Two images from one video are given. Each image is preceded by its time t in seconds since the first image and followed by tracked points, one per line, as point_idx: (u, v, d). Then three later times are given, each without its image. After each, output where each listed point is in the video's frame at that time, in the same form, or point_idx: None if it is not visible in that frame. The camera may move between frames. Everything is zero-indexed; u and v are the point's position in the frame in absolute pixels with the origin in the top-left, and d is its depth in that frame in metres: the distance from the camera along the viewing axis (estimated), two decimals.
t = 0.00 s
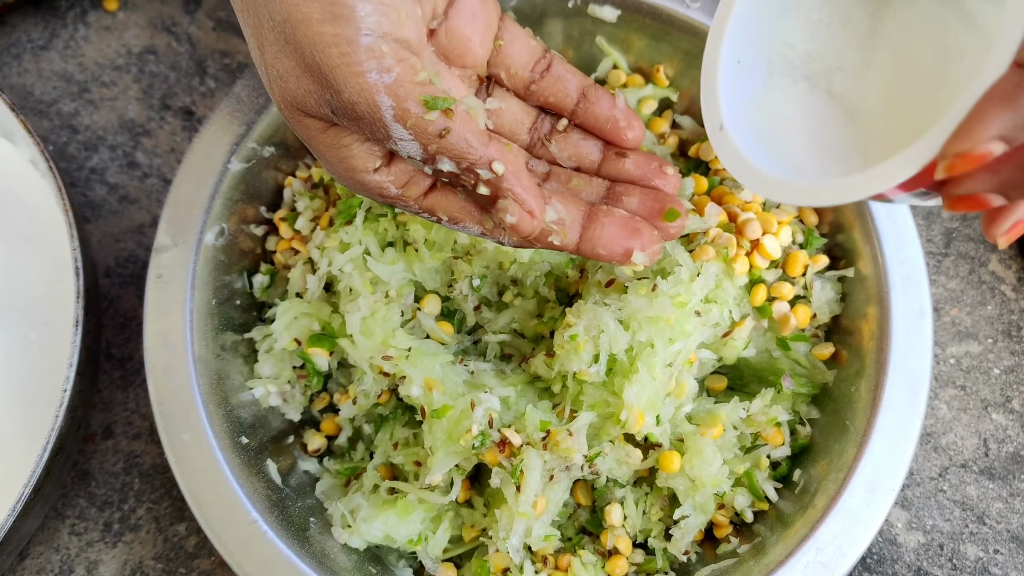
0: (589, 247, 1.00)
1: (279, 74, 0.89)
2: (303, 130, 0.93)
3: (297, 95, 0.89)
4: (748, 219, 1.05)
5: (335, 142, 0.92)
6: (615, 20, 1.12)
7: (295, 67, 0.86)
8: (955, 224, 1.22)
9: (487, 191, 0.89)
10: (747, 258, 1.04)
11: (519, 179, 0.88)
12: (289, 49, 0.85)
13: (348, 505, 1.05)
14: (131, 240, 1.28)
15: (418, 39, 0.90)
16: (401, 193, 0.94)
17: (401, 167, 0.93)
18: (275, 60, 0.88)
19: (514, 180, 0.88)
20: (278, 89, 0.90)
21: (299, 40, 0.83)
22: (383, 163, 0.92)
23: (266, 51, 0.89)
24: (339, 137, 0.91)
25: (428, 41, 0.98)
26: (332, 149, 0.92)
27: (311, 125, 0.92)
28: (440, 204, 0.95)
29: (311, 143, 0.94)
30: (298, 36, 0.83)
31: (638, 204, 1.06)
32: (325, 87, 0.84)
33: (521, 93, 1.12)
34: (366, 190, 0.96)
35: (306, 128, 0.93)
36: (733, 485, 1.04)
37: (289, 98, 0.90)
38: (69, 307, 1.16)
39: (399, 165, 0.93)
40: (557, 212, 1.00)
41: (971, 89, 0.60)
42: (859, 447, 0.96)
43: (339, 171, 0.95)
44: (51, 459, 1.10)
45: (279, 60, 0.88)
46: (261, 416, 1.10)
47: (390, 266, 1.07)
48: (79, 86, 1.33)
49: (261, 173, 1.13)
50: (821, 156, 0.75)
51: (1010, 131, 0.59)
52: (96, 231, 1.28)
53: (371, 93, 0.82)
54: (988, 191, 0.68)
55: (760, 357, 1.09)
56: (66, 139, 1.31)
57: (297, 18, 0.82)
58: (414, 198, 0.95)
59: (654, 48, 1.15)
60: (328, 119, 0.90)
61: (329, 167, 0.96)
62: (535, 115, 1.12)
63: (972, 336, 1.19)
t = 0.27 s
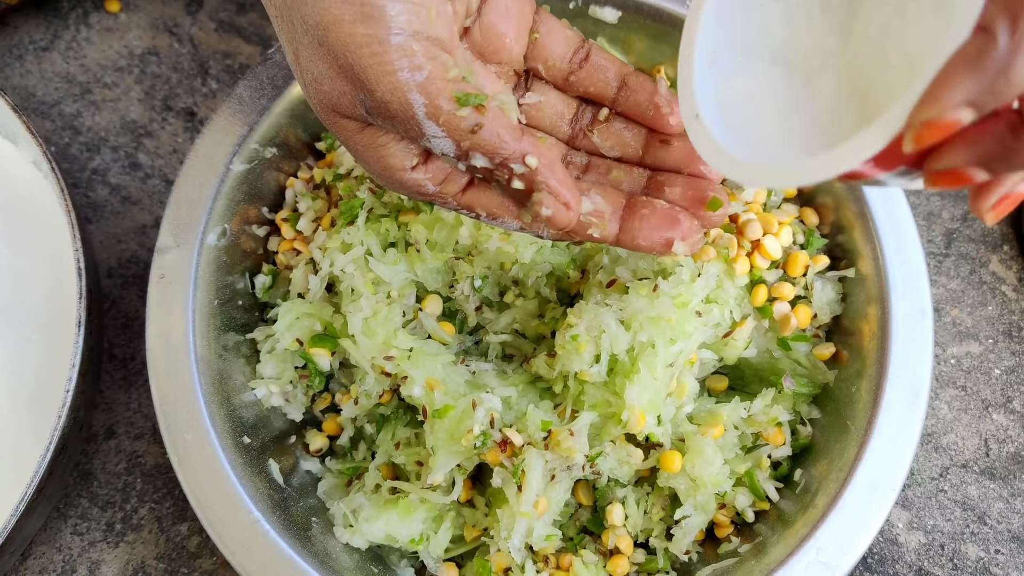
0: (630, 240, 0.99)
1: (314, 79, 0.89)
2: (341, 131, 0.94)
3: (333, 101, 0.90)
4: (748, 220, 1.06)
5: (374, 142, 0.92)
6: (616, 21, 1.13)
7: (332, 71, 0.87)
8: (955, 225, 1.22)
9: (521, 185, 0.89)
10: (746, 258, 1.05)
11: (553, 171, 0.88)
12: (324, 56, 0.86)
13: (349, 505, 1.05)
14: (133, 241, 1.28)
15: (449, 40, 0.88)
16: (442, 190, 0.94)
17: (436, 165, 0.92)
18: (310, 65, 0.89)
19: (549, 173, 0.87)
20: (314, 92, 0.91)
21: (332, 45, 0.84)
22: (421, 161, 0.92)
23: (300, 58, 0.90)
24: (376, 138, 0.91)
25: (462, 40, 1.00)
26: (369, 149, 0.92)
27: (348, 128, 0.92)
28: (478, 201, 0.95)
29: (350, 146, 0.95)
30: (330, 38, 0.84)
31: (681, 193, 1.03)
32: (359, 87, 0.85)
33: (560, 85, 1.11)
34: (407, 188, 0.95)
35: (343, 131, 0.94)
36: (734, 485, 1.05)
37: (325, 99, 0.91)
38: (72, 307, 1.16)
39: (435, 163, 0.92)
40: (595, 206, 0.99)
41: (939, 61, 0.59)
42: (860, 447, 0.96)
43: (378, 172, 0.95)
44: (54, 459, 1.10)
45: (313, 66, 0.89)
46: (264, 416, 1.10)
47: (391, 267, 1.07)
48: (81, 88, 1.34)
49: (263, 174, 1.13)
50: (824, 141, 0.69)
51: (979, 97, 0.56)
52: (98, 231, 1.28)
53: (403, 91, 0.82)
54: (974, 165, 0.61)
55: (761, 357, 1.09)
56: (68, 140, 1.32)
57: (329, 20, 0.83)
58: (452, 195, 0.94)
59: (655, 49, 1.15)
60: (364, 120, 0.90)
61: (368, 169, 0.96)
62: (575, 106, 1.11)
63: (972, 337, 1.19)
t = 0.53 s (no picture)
0: (627, 261, 0.98)
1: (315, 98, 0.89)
2: (340, 149, 0.93)
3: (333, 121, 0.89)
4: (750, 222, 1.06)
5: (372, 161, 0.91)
6: (617, 23, 1.13)
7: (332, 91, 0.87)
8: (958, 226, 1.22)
9: (518, 208, 0.89)
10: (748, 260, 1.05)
11: (550, 192, 0.88)
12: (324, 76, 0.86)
13: (351, 507, 1.05)
14: (134, 243, 1.28)
15: (451, 58, 0.88)
16: (438, 212, 0.93)
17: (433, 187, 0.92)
18: (310, 85, 0.89)
19: (546, 196, 0.88)
20: (314, 112, 0.91)
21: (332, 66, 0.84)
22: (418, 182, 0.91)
23: (300, 76, 0.90)
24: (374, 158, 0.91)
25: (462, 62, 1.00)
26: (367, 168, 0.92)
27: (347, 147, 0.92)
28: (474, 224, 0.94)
29: (348, 165, 0.94)
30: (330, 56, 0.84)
31: (678, 216, 0.99)
32: (359, 107, 0.85)
33: (561, 108, 1.11)
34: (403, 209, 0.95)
35: (342, 149, 0.93)
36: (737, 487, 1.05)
37: (324, 118, 0.91)
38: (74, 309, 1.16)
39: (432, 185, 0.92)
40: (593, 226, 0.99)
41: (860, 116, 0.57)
42: (862, 449, 0.96)
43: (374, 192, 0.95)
44: (56, 461, 1.10)
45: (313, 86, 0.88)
46: (265, 418, 1.10)
47: (393, 269, 1.07)
48: (83, 89, 1.34)
49: (265, 176, 1.13)
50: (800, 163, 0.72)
51: (895, 150, 0.55)
52: (100, 233, 1.29)
53: (403, 113, 0.82)
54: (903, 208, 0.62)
55: (763, 359, 1.08)
56: (70, 142, 1.32)
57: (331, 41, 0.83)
58: (448, 217, 0.94)
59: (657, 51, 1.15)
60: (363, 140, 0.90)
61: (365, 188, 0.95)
62: (575, 127, 1.10)
63: (974, 338, 1.19)
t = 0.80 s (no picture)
0: (627, 257, 0.97)
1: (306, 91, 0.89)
2: (331, 144, 0.93)
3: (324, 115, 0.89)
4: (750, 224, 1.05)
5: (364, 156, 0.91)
6: (618, 25, 1.12)
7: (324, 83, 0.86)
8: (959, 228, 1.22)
9: (514, 204, 0.88)
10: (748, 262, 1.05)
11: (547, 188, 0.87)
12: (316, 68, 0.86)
13: (351, 510, 1.05)
14: (134, 245, 1.28)
15: (443, 48, 0.88)
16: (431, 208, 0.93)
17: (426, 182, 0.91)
18: (302, 78, 0.89)
19: (542, 192, 0.86)
20: (307, 106, 0.91)
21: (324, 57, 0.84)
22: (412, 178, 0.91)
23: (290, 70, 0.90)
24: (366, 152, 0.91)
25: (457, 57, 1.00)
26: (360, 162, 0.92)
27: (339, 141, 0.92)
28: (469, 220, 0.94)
29: (340, 160, 0.94)
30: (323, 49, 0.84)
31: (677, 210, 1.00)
32: (352, 98, 0.85)
33: (558, 104, 1.09)
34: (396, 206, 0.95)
35: (334, 144, 0.93)
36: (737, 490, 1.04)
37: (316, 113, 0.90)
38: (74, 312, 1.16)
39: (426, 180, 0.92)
40: (591, 223, 0.98)
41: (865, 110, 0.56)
42: (863, 451, 0.96)
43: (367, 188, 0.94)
44: (55, 464, 1.10)
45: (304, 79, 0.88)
46: (265, 421, 1.10)
47: (393, 271, 1.07)
48: (83, 92, 1.33)
49: (265, 178, 1.13)
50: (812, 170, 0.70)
51: (899, 144, 0.54)
52: (100, 236, 1.28)
53: (395, 102, 0.82)
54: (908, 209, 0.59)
55: (763, 361, 1.08)
56: (69, 144, 1.32)
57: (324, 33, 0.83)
58: (442, 214, 0.94)
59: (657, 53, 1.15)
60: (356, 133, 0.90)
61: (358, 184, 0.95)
62: (572, 124, 1.08)
63: (976, 340, 1.18)
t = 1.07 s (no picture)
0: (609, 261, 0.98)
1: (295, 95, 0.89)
2: (321, 146, 0.93)
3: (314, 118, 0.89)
4: (754, 227, 1.05)
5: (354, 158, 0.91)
6: (620, 28, 1.12)
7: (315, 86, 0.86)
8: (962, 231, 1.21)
9: (501, 208, 0.87)
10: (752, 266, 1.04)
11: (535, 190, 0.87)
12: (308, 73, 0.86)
13: (353, 515, 1.04)
14: (136, 249, 1.28)
15: (434, 54, 0.89)
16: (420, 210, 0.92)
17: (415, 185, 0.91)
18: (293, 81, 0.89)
19: (530, 195, 0.86)
20: (295, 108, 0.91)
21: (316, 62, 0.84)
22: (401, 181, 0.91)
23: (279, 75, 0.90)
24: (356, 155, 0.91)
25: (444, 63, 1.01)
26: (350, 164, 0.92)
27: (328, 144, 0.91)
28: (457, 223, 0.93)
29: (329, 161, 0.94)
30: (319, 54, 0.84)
31: (660, 215, 1.02)
32: (341, 101, 0.85)
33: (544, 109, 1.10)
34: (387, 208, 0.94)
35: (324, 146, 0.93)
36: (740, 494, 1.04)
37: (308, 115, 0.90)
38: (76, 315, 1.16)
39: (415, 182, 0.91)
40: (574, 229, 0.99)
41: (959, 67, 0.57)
42: (867, 455, 0.95)
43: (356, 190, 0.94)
44: (57, 468, 1.09)
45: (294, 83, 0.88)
46: (267, 425, 1.09)
47: (395, 275, 1.06)
48: (85, 95, 1.33)
49: (267, 182, 1.13)
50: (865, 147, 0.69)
51: (1005, 102, 0.55)
52: (101, 239, 1.28)
53: (386, 107, 0.82)
54: (981, 183, 0.60)
55: (767, 365, 1.08)
56: (71, 147, 1.32)
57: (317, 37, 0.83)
58: (429, 217, 0.93)
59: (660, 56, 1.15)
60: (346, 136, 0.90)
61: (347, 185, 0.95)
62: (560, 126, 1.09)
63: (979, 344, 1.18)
